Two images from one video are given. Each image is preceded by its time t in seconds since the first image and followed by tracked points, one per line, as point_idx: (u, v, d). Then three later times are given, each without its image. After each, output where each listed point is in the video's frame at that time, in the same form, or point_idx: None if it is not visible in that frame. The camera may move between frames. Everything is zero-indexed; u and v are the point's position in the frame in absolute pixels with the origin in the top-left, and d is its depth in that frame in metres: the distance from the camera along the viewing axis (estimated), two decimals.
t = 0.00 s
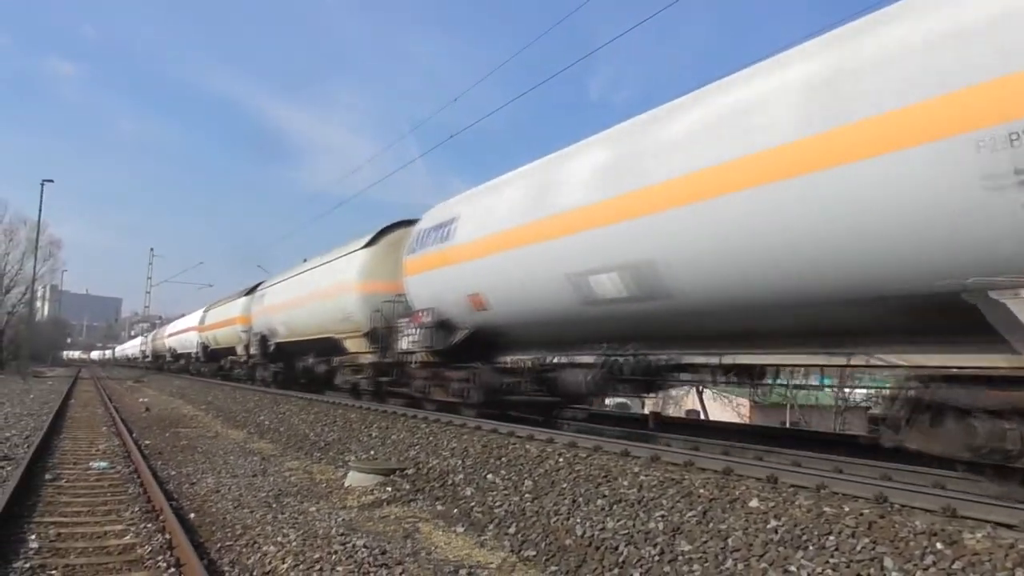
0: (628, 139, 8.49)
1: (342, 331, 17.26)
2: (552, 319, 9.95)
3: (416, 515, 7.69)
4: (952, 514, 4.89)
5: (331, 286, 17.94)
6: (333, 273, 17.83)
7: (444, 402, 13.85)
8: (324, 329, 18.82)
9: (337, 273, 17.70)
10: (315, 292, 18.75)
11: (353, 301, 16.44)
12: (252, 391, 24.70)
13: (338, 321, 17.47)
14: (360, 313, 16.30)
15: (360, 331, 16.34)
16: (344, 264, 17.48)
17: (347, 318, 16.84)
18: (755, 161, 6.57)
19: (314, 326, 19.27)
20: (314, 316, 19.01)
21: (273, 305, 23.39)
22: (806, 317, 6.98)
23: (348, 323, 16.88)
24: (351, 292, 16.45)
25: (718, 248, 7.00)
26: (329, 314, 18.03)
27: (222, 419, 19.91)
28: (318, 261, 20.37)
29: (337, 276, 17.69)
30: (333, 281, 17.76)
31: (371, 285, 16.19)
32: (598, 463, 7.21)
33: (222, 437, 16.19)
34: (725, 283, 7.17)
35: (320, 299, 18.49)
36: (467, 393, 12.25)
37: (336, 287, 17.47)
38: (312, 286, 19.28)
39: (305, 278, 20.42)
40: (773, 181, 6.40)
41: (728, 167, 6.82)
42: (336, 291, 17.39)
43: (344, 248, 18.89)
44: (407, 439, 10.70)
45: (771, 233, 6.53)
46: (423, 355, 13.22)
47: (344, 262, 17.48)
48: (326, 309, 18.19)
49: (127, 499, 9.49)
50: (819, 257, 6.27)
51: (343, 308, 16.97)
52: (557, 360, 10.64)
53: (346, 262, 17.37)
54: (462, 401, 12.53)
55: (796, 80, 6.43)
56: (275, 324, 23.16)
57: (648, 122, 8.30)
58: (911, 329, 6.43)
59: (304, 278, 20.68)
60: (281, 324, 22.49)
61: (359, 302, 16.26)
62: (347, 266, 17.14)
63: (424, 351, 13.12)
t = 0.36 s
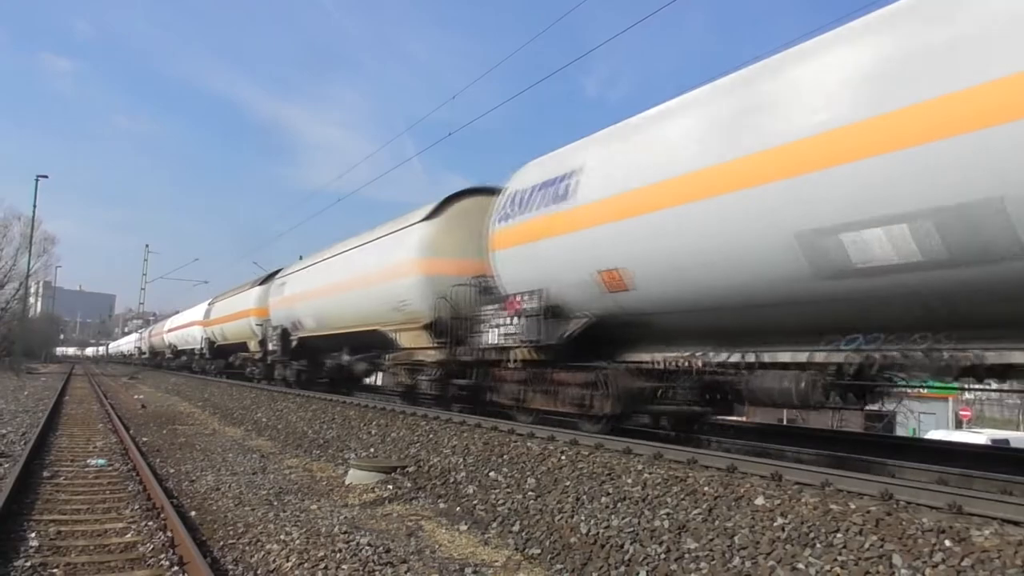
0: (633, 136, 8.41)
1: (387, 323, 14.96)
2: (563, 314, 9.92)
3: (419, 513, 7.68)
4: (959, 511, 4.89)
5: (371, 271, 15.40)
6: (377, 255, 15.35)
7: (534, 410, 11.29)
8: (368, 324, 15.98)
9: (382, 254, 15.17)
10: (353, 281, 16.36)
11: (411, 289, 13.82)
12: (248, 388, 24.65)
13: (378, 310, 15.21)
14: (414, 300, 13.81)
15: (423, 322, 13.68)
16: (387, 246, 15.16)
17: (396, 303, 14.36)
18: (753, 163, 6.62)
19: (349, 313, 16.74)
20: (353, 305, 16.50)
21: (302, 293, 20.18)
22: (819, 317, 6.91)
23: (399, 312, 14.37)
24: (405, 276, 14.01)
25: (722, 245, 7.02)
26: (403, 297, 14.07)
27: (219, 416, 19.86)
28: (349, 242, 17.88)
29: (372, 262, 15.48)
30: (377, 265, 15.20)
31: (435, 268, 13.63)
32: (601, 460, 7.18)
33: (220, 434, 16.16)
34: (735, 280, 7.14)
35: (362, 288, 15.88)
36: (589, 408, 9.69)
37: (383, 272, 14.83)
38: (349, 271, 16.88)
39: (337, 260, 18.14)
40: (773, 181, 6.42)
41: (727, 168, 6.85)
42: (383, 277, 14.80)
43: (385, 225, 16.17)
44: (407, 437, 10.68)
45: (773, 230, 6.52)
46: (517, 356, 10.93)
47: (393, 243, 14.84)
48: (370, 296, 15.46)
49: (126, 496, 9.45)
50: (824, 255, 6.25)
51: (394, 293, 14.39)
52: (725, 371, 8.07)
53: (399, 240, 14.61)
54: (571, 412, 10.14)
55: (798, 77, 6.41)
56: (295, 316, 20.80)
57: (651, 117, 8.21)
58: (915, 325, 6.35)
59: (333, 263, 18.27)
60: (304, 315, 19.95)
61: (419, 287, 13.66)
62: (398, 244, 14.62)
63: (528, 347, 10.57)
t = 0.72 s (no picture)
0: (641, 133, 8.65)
1: (463, 315, 12.23)
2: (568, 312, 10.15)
3: (420, 513, 7.68)
4: (961, 508, 4.91)
5: (439, 249, 12.79)
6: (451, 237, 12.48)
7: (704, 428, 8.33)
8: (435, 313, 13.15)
9: (450, 232, 12.52)
10: (414, 263, 13.65)
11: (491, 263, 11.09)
12: (245, 389, 24.62)
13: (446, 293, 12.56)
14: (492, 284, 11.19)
15: (521, 312, 10.85)
16: (473, 212, 12.02)
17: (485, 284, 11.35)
18: (751, 161, 6.89)
19: (422, 301, 13.48)
20: (407, 284, 13.87)
21: (332, 285, 18.11)
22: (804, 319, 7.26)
23: (480, 302, 11.63)
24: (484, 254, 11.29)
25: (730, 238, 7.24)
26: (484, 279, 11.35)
27: (216, 417, 19.82)
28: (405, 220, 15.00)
29: (428, 246, 13.23)
30: (449, 238, 12.52)
31: (522, 242, 10.73)
32: (603, 459, 7.17)
33: (218, 436, 16.13)
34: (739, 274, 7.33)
35: (440, 265, 12.66)
36: (824, 430, 6.84)
37: (456, 252, 12.14)
38: (412, 253, 13.82)
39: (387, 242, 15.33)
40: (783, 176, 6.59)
41: (727, 166, 7.12)
42: (445, 260, 12.46)
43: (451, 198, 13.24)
44: (406, 437, 10.66)
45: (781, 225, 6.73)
46: (701, 355, 7.81)
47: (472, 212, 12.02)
48: (446, 280, 12.49)
49: (126, 499, 9.42)
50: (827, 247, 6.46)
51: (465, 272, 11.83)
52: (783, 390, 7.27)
53: (480, 210, 11.77)
54: (779, 435, 7.36)
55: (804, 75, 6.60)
56: (326, 312, 18.62)
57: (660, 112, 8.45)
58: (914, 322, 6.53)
59: (381, 244, 15.64)
60: (341, 308, 17.46)
61: (507, 268, 10.82)
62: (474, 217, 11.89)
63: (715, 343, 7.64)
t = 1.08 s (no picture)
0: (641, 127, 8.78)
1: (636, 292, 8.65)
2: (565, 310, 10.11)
3: (413, 513, 7.70)
4: (948, 503, 4.94)
5: (575, 206, 9.40)
6: (609, 183, 8.88)
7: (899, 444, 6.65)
8: (565, 303, 9.90)
9: (566, 190, 9.67)
10: (544, 217, 9.99)
11: (668, 225, 8.05)
12: (238, 390, 24.59)
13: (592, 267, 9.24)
14: (721, 235, 7.96)
15: (679, 294, 8.13)
16: (597, 170, 9.17)
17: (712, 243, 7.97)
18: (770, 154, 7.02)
19: (525, 276, 10.40)
20: (506, 260, 10.66)
21: (388, 269, 14.62)
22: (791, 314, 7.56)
23: (610, 281, 9.03)
24: (660, 207, 8.13)
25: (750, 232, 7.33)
26: (684, 231, 7.99)
27: (209, 419, 19.80)
28: (484, 186, 12.02)
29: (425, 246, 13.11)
30: (588, 194, 9.21)
31: (739, 195, 7.95)
32: (594, 457, 7.19)
33: (211, 437, 16.11)
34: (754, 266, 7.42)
35: (600, 227, 8.97)
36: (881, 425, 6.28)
37: (576, 212, 9.35)
38: (518, 218, 10.51)
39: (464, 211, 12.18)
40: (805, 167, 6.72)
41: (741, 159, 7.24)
42: (579, 219, 9.30)
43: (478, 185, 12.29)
44: (399, 437, 10.67)
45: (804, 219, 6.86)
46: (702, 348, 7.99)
47: (603, 162, 9.13)
48: (580, 249, 9.32)
49: (118, 500, 9.41)
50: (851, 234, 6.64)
51: (694, 232, 7.95)
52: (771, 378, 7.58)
53: (613, 160, 8.94)
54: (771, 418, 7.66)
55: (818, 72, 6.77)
56: (366, 300, 15.83)
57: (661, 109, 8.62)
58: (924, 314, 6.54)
59: (465, 210, 12.18)
60: (385, 297, 14.76)
61: (671, 230, 8.04)
62: (619, 163, 8.80)
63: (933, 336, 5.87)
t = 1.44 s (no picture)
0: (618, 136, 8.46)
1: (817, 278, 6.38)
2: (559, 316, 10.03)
3: (414, 516, 7.70)
4: (949, 502, 4.94)
5: (711, 170, 6.91)
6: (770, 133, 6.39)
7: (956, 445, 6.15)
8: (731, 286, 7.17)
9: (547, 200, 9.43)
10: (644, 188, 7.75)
11: (913, 164, 5.35)
12: (239, 394, 24.60)
13: (765, 240, 6.61)
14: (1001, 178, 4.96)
15: None
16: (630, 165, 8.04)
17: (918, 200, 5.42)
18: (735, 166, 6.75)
19: (659, 256, 7.75)
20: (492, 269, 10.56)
21: (440, 256, 12.03)
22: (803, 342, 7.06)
23: (864, 244, 5.93)
24: (899, 146, 5.40)
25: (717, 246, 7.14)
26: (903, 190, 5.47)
27: (210, 422, 19.81)
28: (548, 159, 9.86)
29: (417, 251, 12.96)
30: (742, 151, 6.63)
31: (988, 106, 4.90)
32: (595, 459, 7.18)
33: (212, 441, 16.10)
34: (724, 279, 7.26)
35: (749, 182, 6.57)
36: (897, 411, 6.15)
37: (726, 173, 6.77)
38: (628, 187, 8.00)
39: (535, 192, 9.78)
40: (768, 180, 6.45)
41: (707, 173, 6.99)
42: (557, 229, 9.16)
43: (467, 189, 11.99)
44: (400, 440, 10.67)
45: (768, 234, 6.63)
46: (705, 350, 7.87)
47: (729, 113, 6.86)
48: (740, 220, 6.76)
49: (119, 504, 9.41)
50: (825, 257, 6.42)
51: (928, 190, 5.34)
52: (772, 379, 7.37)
53: (595, 166, 8.68)
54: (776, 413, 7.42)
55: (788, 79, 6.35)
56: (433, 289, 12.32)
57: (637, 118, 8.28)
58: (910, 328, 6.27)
59: (526, 184, 10.04)
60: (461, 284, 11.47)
61: (741, 221, 6.76)
62: (755, 117, 6.56)
63: None
